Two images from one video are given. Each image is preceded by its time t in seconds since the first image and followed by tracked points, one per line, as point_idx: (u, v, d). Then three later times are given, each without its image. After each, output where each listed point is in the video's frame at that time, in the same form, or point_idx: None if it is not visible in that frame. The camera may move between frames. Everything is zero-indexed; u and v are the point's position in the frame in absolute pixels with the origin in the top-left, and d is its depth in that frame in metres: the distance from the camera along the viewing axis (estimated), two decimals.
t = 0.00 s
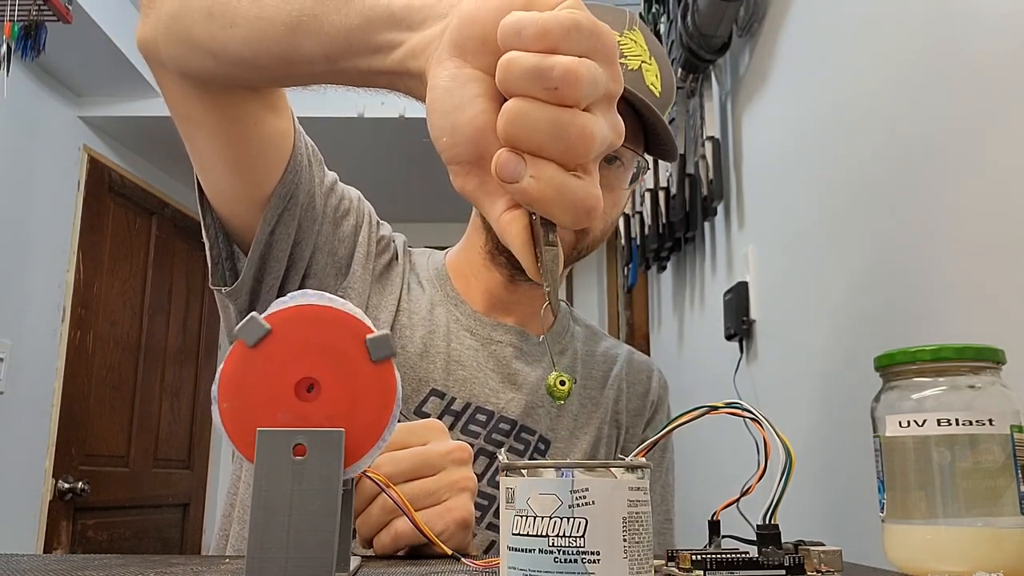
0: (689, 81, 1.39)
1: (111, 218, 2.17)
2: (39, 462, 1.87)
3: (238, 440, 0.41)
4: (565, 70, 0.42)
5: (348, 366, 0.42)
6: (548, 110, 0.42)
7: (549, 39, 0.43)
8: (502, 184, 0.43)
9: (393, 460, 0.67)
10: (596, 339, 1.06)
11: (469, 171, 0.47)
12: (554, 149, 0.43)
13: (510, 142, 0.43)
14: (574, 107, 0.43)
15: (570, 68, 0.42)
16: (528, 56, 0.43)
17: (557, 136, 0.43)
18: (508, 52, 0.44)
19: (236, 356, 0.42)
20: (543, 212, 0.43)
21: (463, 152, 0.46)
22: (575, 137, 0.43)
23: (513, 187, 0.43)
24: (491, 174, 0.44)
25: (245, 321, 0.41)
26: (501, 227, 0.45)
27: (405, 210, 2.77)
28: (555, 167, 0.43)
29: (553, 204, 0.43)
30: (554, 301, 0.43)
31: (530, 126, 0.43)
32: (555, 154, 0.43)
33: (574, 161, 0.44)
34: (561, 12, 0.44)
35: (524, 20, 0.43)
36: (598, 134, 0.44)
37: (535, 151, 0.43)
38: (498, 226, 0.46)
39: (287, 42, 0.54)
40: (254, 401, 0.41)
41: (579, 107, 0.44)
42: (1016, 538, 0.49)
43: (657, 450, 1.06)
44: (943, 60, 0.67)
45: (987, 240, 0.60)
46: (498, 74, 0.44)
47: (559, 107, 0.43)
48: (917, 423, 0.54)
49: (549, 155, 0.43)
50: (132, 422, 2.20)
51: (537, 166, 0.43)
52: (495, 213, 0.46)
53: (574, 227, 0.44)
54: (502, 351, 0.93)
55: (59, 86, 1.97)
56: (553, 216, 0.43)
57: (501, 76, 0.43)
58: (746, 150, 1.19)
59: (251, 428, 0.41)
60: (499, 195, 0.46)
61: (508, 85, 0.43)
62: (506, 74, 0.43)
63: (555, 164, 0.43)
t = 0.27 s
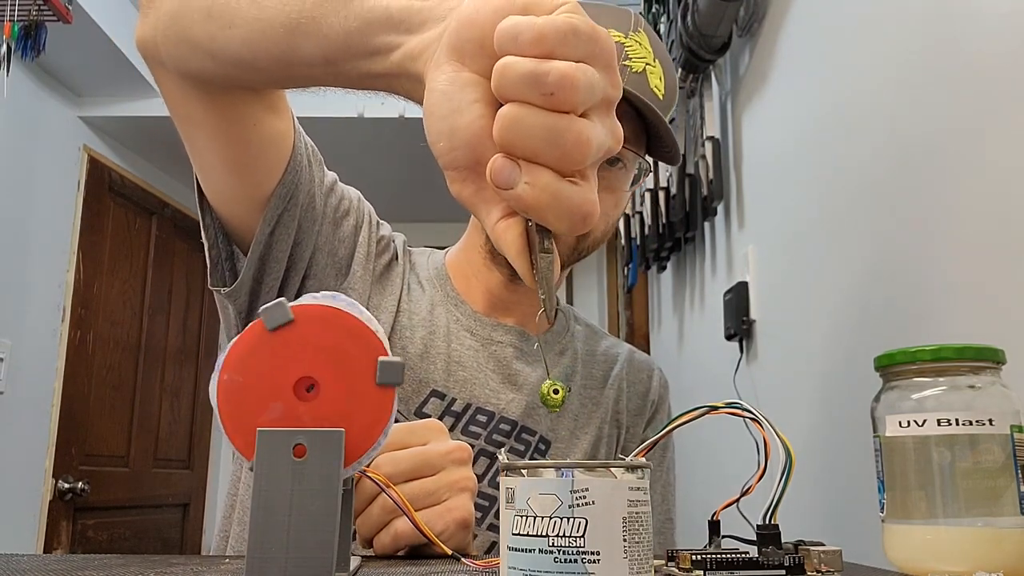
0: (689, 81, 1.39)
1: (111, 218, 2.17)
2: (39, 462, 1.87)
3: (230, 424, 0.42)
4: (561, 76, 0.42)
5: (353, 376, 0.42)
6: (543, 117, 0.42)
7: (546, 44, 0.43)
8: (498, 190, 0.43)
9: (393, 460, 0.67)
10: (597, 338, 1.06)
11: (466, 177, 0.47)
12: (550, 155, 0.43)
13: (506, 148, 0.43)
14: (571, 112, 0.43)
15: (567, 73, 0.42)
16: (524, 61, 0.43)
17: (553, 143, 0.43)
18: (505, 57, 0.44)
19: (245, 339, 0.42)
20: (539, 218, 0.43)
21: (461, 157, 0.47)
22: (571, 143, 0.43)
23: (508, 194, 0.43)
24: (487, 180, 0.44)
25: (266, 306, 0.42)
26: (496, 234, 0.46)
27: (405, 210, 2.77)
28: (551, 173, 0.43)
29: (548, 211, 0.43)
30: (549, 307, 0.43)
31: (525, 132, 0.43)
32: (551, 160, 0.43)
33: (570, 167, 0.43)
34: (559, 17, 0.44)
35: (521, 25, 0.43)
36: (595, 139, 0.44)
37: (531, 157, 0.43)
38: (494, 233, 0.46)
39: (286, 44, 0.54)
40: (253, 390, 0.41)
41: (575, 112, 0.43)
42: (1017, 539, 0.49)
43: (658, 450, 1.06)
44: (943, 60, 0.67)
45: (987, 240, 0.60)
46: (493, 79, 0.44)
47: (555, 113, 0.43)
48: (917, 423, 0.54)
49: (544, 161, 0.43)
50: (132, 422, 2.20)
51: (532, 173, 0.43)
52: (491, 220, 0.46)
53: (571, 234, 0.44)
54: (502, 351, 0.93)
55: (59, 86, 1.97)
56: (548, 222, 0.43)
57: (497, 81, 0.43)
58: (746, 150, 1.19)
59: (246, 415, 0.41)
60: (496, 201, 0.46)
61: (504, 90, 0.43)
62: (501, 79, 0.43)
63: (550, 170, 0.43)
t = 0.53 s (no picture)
0: (689, 81, 1.39)
1: (111, 218, 2.17)
2: (39, 462, 1.87)
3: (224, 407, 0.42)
4: (566, 89, 0.42)
5: (356, 385, 0.42)
6: (547, 129, 0.42)
7: (550, 56, 0.43)
8: (501, 202, 0.43)
9: (393, 460, 0.67)
10: (597, 338, 1.06)
11: (468, 187, 0.47)
12: (553, 168, 0.43)
13: (509, 160, 0.43)
14: (575, 124, 0.43)
15: (572, 86, 0.42)
16: (529, 73, 0.43)
17: (556, 155, 0.43)
18: (510, 67, 0.44)
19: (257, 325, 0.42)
20: (541, 231, 0.43)
21: (462, 168, 0.46)
22: (574, 156, 0.43)
23: (511, 206, 0.43)
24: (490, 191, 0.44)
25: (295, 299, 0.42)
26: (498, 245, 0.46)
27: (405, 210, 2.77)
28: (554, 186, 0.43)
29: (551, 225, 0.43)
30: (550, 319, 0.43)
31: (529, 144, 0.42)
32: (553, 173, 0.43)
33: (573, 180, 0.43)
34: (563, 28, 0.44)
35: (525, 36, 0.43)
36: (598, 151, 0.44)
37: (534, 170, 0.43)
38: (495, 245, 0.46)
39: (287, 49, 0.54)
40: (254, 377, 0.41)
41: (579, 125, 0.43)
42: (1017, 539, 0.49)
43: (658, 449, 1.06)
44: (943, 60, 0.67)
45: (988, 241, 0.60)
46: (497, 90, 0.43)
47: (559, 126, 0.43)
48: (917, 423, 0.54)
49: (548, 173, 0.43)
50: (132, 422, 2.20)
51: (535, 185, 0.43)
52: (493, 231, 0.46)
53: (572, 246, 0.44)
54: (502, 351, 0.93)
55: (59, 86, 1.97)
56: (551, 234, 0.43)
57: (501, 92, 0.43)
58: (746, 150, 1.19)
59: (242, 399, 0.41)
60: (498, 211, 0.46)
61: (508, 101, 0.43)
62: (506, 90, 0.43)
63: (553, 183, 0.43)
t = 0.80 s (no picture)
0: (690, 81, 1.39)
1: (111, 218, 2.17)
2: (39, 461, 1.87)
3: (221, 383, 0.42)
4: (571, 106, 0.42)
5: (356, 393, 0.42)
6: (552, 147, 0.42)
7: (556, 72, 0.43)
8: (502, 218, 0.43)
9: (392, 460, 0.67)
10: (597, 337, 1.06)
11: (468, 201, 0.47)
12: (556, 185, 0.43)
13: (512, 175, 0.43)
14: (578, 142, 0.43)
15: (577, 103, 0.42)
16: (535, 90, 0.43)
17: (560, 173, 0.43)
18: (515, 82, 0.44)
19: (277, 310, 0.42)
20: (543, 248, 0.43)
21: (465, 180, 0.46)
22: (577, 174, 0.43)
23: (513, 222, 0.42)
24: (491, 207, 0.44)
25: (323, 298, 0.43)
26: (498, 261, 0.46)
27: (406, 210, 2.77)
28: (555, 204, 0.43)
29: (553, 242, 0.43)
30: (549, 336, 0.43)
31: (533, 161, 0.42)
32: (556, 190, 0.43)
33: (575, 198, 0.43)
34: (570, 44, 0.44)
35: (532, 51, 0.43)
36: (601, 170, 0.44)
37: (537, 186, 0.43)
38: (495, 259, 0.46)
39: (289, 55, 0.54)
40: (258, 363, 0.42)
41: (582, 142, 0.44)
42: (1017, 539, 0.49)
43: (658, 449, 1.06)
44: (943, 60, 0.67)
45: (988, 240, 0.60)
46: (503, 106, 0.44)
47: (563, 143, 0.43)
48: (917, 423, 0.54)
49: (551, 190, 0.43)
50: (132, 422, 2.20)
51: (538, 203, 0.43)
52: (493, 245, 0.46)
53: (572, 262, 0.44)
54: (503, 351, 0.93)
55: (59, 86, 1.97)
56: (552, 251, 0.43)
57: (506, 108, 0.43)
58: (746, 150, 1.19)
59: (242, 378, 0.42)
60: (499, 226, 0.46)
61: (513, 117, 0.43)
62: (511, 105, 0.43)
63: (556, 201, 0.43)
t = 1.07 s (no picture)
0: (690, 81, 1.40)
1: (111, 218, 2.17)
2: (39, 462, 1.87)
3: (231, 353, 0.42)
4: (578, 115, 0.42)
5: (356, 396, 0.42)
6: (558, 155, 0.43)
7: (563, 79, 0.43)
8: (508, 226, 0.43)
9: (392, 460, 0.67)
10: (598, 336, 1.06)
11: (472, 207, 0.47)
12: (562, 194, 0.43)
13: (518, 184, 0.43)
14: (584, 150, 0.43)
15: (584, 112, 0.42)
16: (542, 97, 0.43)
17: (566, 181, 0.43)
18: (520, 89, 0.44)
19: (307, 302, 0.43)
20: (549, 256, 0.43)
21: (467, 187, 0.46)
22: (584, 182, 0.43)
23: (519, 230, 0.43)
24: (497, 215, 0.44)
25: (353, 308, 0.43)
26: (502, 269, 0.46)
27: (406, 210, 2.77)
28: (562, 212, 0.43)
29: (559, 251, 0.43)
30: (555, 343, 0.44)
31: (540, 169, 0.42)
32: (562, 198, 0.43)
33: (582, 207, 0.44)
34: (576, 50, 0.44)
35: (538, 58, 0.43)
36: (608, 178, 0.44)
37: (543, 195, 0.43)
38: (500, 266, 0.47)
39: (291, 56, 0.54)
40: (270, 345, 0.42)
41: (588, 150, 0.44)
42: (1016, 538, 0.49)
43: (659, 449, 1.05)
44: (943, 60, 0.67)
45: (988, 240, 0.60)
46: (509, 112, 0.43)
47: (570, 152, 0.43)
48: (917, 423, 0.54)
49: (557, 199, 0.43)
50: (132, 422, 2.20)
51: (544, 212, 0.43)
52: (497, 253, 0.47)
53: (578, 271, 0.44)
54: (504, 350, 0.93)
55: (59, 86, 1.97)
56: (557, 260, 0.43)
57: (513, 115, 0.43)
58: (746, 150, 1.19)
59: (247, 359, 0.42)
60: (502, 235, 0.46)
61: (519, 124, 0.43)
62: (517, 112, 0.43)
63: (562, 209, 0.43)
